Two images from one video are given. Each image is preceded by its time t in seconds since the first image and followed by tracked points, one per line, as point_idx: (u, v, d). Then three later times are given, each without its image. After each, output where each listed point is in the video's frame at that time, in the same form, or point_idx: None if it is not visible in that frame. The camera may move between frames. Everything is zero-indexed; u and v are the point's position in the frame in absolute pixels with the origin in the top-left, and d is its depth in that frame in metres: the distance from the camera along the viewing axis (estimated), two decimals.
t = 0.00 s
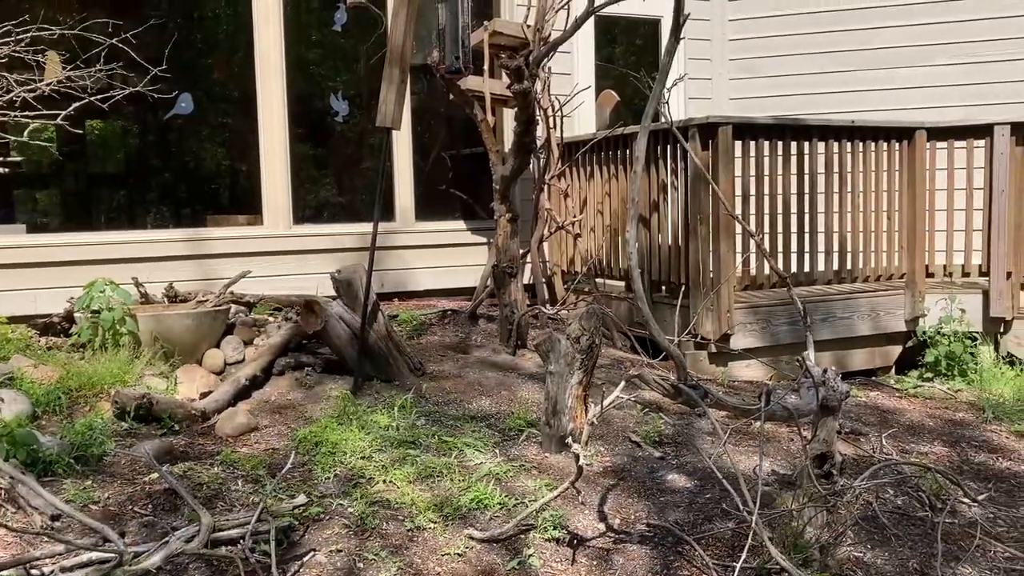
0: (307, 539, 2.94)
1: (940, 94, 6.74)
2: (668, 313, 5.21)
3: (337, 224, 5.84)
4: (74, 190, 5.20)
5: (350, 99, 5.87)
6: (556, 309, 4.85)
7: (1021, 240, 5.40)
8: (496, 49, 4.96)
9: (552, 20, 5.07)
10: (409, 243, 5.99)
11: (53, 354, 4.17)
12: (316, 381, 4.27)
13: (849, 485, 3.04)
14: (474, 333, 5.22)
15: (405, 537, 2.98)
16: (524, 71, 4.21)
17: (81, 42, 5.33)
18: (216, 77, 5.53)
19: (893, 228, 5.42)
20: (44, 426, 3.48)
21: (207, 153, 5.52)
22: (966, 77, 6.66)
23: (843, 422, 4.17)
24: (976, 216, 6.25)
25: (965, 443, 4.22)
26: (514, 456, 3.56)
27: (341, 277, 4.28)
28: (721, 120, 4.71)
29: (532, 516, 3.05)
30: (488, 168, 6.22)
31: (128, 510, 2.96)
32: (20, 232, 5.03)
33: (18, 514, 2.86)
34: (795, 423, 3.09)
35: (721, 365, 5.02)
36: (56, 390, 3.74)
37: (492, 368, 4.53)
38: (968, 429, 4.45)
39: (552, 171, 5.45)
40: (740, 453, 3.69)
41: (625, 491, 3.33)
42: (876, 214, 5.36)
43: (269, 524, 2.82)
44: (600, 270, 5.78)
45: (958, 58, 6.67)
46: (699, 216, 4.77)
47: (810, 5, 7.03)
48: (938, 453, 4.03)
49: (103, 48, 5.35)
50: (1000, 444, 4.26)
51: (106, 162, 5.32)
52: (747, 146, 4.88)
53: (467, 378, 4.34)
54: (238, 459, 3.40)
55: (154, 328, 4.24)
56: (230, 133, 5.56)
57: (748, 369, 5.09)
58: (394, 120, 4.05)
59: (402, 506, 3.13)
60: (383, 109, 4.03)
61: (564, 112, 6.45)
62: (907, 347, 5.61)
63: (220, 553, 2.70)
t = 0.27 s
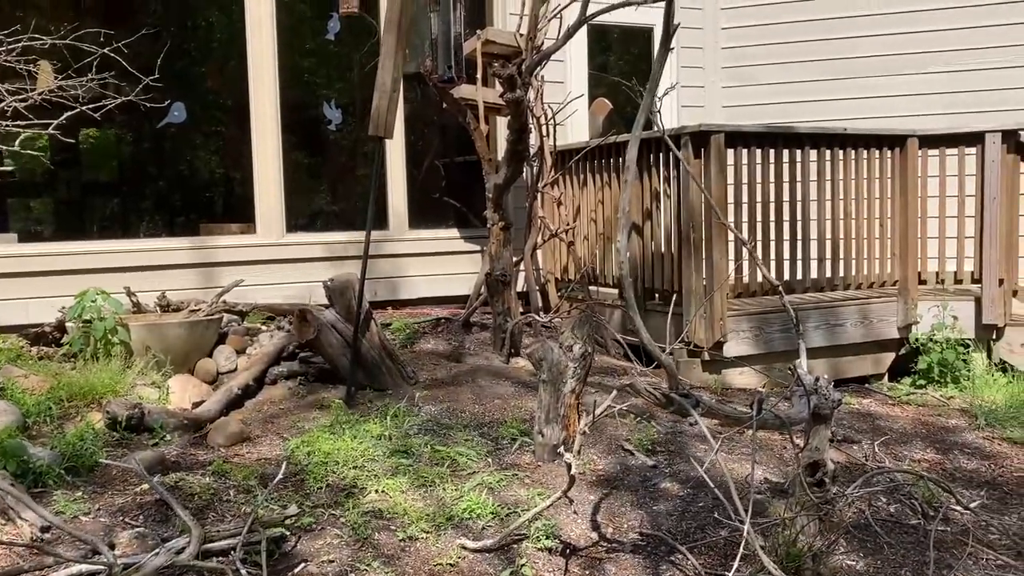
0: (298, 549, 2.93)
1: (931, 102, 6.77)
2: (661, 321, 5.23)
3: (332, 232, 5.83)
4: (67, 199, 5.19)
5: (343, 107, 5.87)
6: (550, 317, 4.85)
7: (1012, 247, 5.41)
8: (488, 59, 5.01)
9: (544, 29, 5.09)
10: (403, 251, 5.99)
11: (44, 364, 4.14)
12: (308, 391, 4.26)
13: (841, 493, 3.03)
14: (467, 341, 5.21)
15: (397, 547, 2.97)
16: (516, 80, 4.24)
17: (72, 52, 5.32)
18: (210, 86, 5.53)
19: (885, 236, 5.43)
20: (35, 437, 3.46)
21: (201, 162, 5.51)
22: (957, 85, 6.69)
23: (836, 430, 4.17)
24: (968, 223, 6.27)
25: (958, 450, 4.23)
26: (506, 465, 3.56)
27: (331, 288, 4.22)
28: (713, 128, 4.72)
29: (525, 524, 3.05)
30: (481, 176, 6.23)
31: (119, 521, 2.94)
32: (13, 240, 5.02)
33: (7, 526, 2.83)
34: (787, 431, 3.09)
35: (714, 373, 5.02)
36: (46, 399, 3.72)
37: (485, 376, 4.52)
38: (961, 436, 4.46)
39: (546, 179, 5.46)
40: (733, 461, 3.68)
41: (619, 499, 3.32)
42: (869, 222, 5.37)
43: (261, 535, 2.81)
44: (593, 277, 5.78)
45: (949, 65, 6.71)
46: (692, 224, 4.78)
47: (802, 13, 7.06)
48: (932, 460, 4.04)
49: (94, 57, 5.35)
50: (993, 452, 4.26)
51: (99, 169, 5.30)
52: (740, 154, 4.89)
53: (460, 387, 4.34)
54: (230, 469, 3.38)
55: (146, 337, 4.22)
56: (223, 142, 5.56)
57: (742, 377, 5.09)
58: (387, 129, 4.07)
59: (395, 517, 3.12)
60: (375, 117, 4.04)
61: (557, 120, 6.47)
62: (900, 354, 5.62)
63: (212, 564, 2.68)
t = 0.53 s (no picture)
0: (290, 562, 2.91)
1: (927, 111, 6.78)
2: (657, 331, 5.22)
3: (327, 242, 5.83)
4: (64, 208, 5.18)
5: (339, 117, 5.86)
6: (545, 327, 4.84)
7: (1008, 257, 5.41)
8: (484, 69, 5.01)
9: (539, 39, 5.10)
10: (398, 261, 5.98)
11: (36, 377, 4.10)
12: (301, 402, 4.24)
13: (836, 505, 3.00)
14: (462, 351, 5.20)
15: (389, 560, 2.95)
16: (511, 90, 4.19)
17: (66, 63, 5.28)
18: (207, 96, 5.54)
19: (880, 245, 5.43)
20: (25, 449, 3.43)
21: (197, 171, 5.50)
22: (953, 94, 6.70)
23: (832, 440, 4.15)
24: (964, 232, 6.27)
25: (953, 461, 4.22)
26: (500, 477, 3.54)
27: (326, 297, 4.38)
28: (708, 137, 4.72)
29: (518, 537, 3.03)
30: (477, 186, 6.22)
31: (108, 534, 2.92)
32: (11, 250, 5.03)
33: None
34: (781, 442, 3.07)
35: (710, 383, 5.01)
36: (37, 411, 3.70)
37: (479, 387, 4.50)
38: (957, 446, 4.44)
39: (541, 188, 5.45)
40: (727, 472, 3.67)
41: (612, 511, 3.30)
42: (864, 231, 5.36)
43: (252, 549, 2.79)
44: (589, 287, 5.77)
45: (945, 75, 6.72)
46: (687, 234, 4.77)
47: (798, 23, 7.06)
48: (927, 471, 4.03)
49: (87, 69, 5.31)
50: (989, 462, 4.25)
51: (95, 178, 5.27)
52: (735, 163, 4.88)
53: (454, 398, 4.32)
54: (222, 482, 3.36)
55: (138, 348, 4.23)
56: (218, 152, 5.55)
57: (738, 387, 5.08)
58: (381, 141, 4.06)
59: (387, 530, 3.10)
60: (370, 127, 4.03)
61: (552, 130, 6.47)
62: (896, 364, 5.60)
63: None
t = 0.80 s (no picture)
0: None
1: (929, 122, 6.76)
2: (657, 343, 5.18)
3: (327, 254, 5.80)
4: (67, 219, 5.20)
5: (338, 128, 5.85)
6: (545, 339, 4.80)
7: (1011, 269, 5.37)
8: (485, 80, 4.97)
9: (539, 51, 5.08)
10: (398, 272, 5.96)
11: (31, 391, 4.06)
12: (298, 415, 4.20)
13: (837, 521, 2.97)
14: (461, 364, 5.16)
15: None
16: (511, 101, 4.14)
17: (62, 74, 5.30)
18: (207, 106, 5.53)
19: (882, 256, 5.39)
20: (18, 464, 3.40)
21: (199, 183, 5.51)
22: (954, 105, 6.68)
23: (834, 455, 4.11)
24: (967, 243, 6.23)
25: (957, 475, 4.17)
26: (497, 492, 3.50)
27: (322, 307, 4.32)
28: (708, 148, 4.69)
29: (515, 554, 2.98)
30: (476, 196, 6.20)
31: (99, 551, 2.89)
32: (14, 261, 5.00)
33: None
34: (781, 457, 3.03)
35: (711, 396, 4.96)
36: (31, 425, 3.68)
37: (478, 400, 4.47)
38: (961, 460, 4.40)
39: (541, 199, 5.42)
40: (727, 488, 3.62)
41: (611, 528, 3.26)
42: (866, 242, 5.33)
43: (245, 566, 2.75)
44: (589, 299, 5.73)
45: (946, 85, 6.69)
46: (687, 245, 4.73)
47: (799, 33, 7.04)
48: (930, 485, 3.98)
49: (84, 81, 5.33)
50: (993, 477, 4.20)
51: (97, 191, 5.31)
52: (735, 174, 4.85)
53: (452, 412, 4.28)
54: (216, 497, 3.33)
55: (134, 361, 4.20)
56: (217, 164, 5.54)
57: (740, 400, 5.04)
58: (378, 152, 4.04)
59: (382, 546, 3.06)
60: (367, 139, 4.01)
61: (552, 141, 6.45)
62: (899, 376, 5.56)
63: None
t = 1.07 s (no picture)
0: None
1: (935, 133, 6.70)
2: (660, 356, 5.12)
3: (328, 265, 5.77)
4: (71, 230, 5.17)
5: (340, 139, 5.82)
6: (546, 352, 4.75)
7: (1019, 281, 5.31)
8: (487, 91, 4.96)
9: (540, 62, 5.04)
10: (400, 284, 5.92)
11: (25, 404, 4.04)
12: (296, 429, 4.16)
13: (841, 539, 2.90)
14: (462, 377, 5.11)
15: None
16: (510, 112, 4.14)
17: (59, 86, 5.27)
18: (209, 117, 5.50)
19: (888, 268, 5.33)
20: (11, 479, 3.37)
21: (201, 194, 5.47)
22: (961, 115, 6.63)
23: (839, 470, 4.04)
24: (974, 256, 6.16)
25: (964, 492, 4.10)
26: (496, 509, 3.45)
27: (322, 319, 4.33)
28: (711, 159, 4.64)
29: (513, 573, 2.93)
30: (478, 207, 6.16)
31: (90, 569, 2.84)
32: (19, 272, 4.99)
33: None
34: (784, 474, 2.97)
35: (715, 411, 4.90)
36: (25, 439, 3.64)
37: (478, 414, 4.41)
38: (969, 476, 4.33)
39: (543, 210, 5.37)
40: (730, 505, 3.56)
41: (611, 546, 3.20)
42: (872, 254, 5.27)
43: None
44: (592, 311, 5.68)
45: (953, 96, 6.64)
46: (690, 257, 4.68)
47: (805, 44, 7.00)
48: (937, 502, 3.91)
49: (81, 92, 5.30)
50: (1001, 493, 4.13)
51: (104, 200, 5.29)
52: (738, 186, 4.80)
53: (452, 426, 4.23)
54: (210, 513, 3.28)
55: (130, 374, 4.17)
56: (218, 175, 5.51)
57: (744, 415, 4.97)
58: (378, 163, 4.01)
59: (378, 564, 3.01)
60: (366, 151, 3.96)
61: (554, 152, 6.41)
62: (905, 390, 5.48)
63: None
